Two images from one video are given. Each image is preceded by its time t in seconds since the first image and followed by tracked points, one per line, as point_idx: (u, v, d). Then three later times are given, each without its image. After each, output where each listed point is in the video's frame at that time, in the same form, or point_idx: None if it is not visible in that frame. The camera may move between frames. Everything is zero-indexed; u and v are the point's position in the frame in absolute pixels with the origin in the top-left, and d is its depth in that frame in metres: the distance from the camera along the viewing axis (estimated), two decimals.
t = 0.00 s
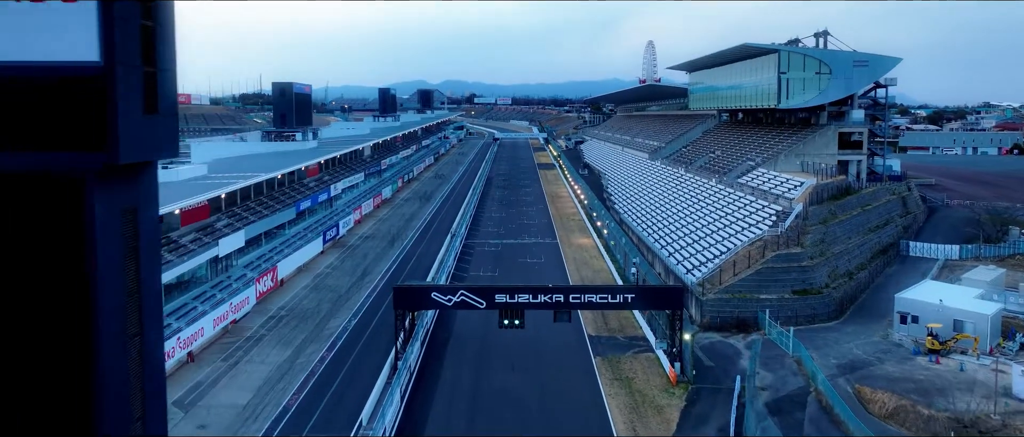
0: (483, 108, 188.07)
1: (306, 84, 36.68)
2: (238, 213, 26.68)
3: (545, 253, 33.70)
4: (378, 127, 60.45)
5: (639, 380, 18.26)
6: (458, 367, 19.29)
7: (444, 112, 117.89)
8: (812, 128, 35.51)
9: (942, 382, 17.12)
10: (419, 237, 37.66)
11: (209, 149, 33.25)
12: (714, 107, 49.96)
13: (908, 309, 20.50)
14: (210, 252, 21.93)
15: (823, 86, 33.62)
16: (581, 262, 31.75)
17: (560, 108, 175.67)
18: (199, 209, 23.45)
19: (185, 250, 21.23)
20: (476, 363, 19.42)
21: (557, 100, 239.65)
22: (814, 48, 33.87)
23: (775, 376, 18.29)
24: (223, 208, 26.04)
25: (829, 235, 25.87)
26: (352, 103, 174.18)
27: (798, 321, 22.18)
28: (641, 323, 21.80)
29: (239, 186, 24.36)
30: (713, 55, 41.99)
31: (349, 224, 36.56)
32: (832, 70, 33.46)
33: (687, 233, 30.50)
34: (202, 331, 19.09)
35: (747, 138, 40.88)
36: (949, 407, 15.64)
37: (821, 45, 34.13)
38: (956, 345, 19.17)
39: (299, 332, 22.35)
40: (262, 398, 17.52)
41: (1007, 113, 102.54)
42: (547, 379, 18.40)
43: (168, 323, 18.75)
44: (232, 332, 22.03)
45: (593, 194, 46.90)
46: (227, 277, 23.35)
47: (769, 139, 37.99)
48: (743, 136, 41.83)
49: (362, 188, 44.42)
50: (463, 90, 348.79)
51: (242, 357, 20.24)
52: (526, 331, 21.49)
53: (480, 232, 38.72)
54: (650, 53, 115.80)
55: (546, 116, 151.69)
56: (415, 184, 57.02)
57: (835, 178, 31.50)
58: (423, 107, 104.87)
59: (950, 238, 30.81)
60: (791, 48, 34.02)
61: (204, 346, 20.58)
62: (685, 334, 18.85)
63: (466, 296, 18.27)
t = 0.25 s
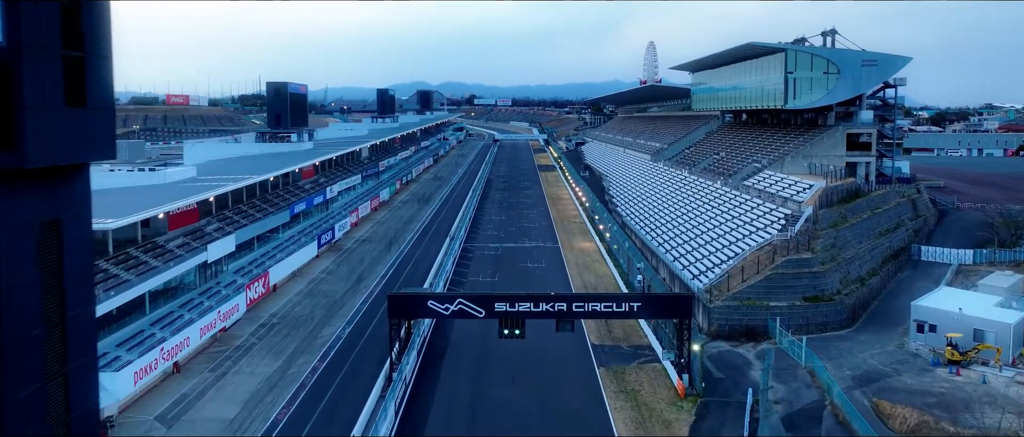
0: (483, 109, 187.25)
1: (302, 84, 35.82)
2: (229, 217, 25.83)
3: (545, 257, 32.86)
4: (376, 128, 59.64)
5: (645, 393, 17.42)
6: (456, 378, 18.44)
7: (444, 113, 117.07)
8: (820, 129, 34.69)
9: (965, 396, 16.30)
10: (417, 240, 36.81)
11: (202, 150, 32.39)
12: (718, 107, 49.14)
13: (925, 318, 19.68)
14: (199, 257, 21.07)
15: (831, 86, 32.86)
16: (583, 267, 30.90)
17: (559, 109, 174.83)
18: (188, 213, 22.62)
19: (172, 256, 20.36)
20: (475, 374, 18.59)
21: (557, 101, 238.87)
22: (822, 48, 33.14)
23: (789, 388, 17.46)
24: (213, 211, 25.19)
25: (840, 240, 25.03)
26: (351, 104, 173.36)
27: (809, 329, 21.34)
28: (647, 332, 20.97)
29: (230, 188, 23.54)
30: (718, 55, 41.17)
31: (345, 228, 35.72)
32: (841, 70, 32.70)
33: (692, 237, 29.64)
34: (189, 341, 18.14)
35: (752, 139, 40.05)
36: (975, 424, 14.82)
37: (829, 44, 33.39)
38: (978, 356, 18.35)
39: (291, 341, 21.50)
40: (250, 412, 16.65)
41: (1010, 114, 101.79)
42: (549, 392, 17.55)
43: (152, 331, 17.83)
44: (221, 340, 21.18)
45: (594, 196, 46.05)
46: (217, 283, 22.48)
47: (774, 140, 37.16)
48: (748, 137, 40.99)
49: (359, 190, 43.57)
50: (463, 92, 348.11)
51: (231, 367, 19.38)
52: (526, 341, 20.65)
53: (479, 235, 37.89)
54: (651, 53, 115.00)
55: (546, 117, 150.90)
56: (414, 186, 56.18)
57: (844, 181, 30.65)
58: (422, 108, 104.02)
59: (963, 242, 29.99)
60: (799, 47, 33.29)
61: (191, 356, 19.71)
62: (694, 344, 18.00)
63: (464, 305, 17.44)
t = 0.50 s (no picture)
0: (483, 111, 186.56)
1: (297, 84, 34.95)
2: (219, 220, 24.94)
3: (546, 262, 32.00)
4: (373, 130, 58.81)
5: (652, 407, 16.52)
6: (453, 390, 17.53)
7: (443, 114, 116.27)
8: (828, 130, 33.82)
9: (992, 412, 15.42)
10: (414, 243, 35.92)
11: (193, 151, 31.53)
12: (721, 108, 48.29)
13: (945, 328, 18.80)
14: (186, 263, 20.20)
15: (840, 85, 32.03)
16: (585, 271, 29.99)
17: (559, 110, 174.07)
18: (176, 216, 21.77)
19: (158, 262, 19.48)
20: (473, 386, 17.71)
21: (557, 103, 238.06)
22: (831, 46, 32.32)
23: (804, 402, 16.58)
24: (202, 215, 24.31)
25: (852, 245, 24.14)
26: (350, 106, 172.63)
27: (821, 338, 20.49)
28: (653, 341, 20.11)
29: (220, 191, 22.68)
30: (722, 54, 40.32)
31: (341, 231, 34.84)
32: (850, 69, 31.86)
33: (697, 241, 28.74)
34: (172, 352, 17.27)
35: (758, 141, 39.19)
36: None
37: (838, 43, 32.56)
38: (1002, 368, 17.48)
39: (282, 351, 20.60)
40: (236, 428, 15.74)
41: (1014, 116, 101.00)
42: (551, 405, 16.65)
43: (134, 342, 16.97)
44: (209, 350, 20.30)
45: (596, 198, 45.15)
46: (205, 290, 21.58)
47: (781, 141, 36.29)
48: (754, 139, 40.11)
49: (356, 192, 42.70)
50: (463, 93, 347.36)
51: (218, 379, 18.47)
52: (527, 351, 19.74)
53: (478, 239, 37.01)
54: (652, 54, 114.20)
55: (546, 118, 150.12)
56: (412, 188, 55.35)
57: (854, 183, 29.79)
58: (420, 109, 103.16)
59: (976, 246, 29.15)
60: (806, 46, 32.47)
61: (176, 367, 18.81)
62: (703, 355, 17.11)
63: (462, 314, 16.56)
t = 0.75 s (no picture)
0: (483, 112, 185.73)
1: (292, 84, 34.05)
2: (209, 225, 24.05)
3: (547, 267, 31.11)
4: (372, 131, 57.98)
5: (661, 423, 15.62)
6: (451, 405, 16.63)
7: (443, 115, 115.34)
8: (837, 131, 32.95)
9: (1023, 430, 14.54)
10: (412, 247, 35.02)
11: (184, 153, 30.66)
12: (725, 109, 47.41)
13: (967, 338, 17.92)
14: (172, 270, 19.28)
15: (849, 85, 31.16)
16: (588, 277, 29.11)
17: (560, 112, 173.25)
18: (162, 221, 20.87)
19: (141, 269, 18.57)
20: (471, 401, 16.82)
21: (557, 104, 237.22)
22: (840, 45, 31.45)
23: (821, 418, 15.69)
24: (191, 219, 23.42)
25: (865, 250, 23.26)
26: (349, 107, 171.77)
27: (836, 349, 19.60)
28: (660, 352, 19.23)
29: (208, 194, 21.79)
30: (727, 53, 39.48)
31: (337, 235, 33.95)
32: (860, 68, 30.99)
33: (704, 246, 27.84)
34: (153, 364, 16.29)
35: (764, 142, 38.31)
36: None
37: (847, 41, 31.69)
38: None
39: (272, 361, 19.71)
40: None
41: (1018, 117, 100.10)
42: (554, 421, 15.75)
43: (112, 355, 16.00)
44: (195, 360, 19.40)
45: (598, 200, 44.29)
46: (191, 297, 20.67)
47: (788, 143, 35.41)
48: (759, 140, 39.24)
49: (352, 195, 41.81)
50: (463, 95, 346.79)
51: (204, 392, 17.57)
52: (528, 363, 18.85)
53: (477, 243, 36.13)
54: (653, 55, 113.39)
55: (547, 120, 149.30)
56: (410, 190, 54.49)
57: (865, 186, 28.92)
58: (420, 111, 102.29)
59: (991, 251, 28.27)
60: (814, 45, 31.62)
61: (160, 380, 17.92)
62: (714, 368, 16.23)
63: (460, 325, 15.68)
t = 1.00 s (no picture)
0: (483, 113, 184.88)
1: (287, 83, 33.19)
2: (198, 229, 23.14)
3: (548, 271, 30.18)
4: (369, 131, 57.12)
5: None
6: (447, 421, 15.69)
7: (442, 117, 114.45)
8: (846, 132, 32.04)
9: None
10: (409, 251, 34.09)
11: (175, 154, 29.78)
12: (728, 110, 46.57)
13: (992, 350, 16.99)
14: (155, 278, 18.33)
15: (860, 84, 30.26)
16: (590, 282, 28.18)
17: (560, 113, 172.33)
18: (145, 226, 19.94)
19: (123, 277, 17.62)
20: (470, 416, 15.85)
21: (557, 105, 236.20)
22: (850, 43, 30.56)
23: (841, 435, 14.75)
24: (177, 223, 22.50)
25: (879, 255, 22.36)
26: (348, 108, 170.82)
27: (852, 360, 18.68)
28: (667, 363, 18.30)
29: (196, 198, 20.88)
30: (731, 52, 38.60)
31: (332, 238, 33.05)
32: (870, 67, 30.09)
33: (710, 251, 26.93)
34: (132, 379, 15.29)
35: (769, 144, 37.50)
36: None
37: (857, 40, 30.78)
38: None
39: (260, 373, 18.78)
40: None
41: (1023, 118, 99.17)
42: None
43: (87, 371, 15.02)
44: (180, 372, 18.48)
45: (600, 203, 43.39)
46: (176, 306, 19.73)
47: (795, 144, 34.51)
48: (765, 142, 38.33)
49: (348, 197, 40.96)
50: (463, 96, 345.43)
51: (186, 407, 16.63)
52: (528, 377, 17.93)
53: (476, 247, 35.21)
54: (654, 55, 112.50)
55: (547, 121, 148.40)
56: (408, 193, 53.57)
57: (876, 188, 28.01)
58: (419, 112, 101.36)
59: (1007, 256, 27.35)
60: (823, 44, 30.74)
61: (141, 394, 16.99)
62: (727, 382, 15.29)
63: (457, 337, 14.77)
